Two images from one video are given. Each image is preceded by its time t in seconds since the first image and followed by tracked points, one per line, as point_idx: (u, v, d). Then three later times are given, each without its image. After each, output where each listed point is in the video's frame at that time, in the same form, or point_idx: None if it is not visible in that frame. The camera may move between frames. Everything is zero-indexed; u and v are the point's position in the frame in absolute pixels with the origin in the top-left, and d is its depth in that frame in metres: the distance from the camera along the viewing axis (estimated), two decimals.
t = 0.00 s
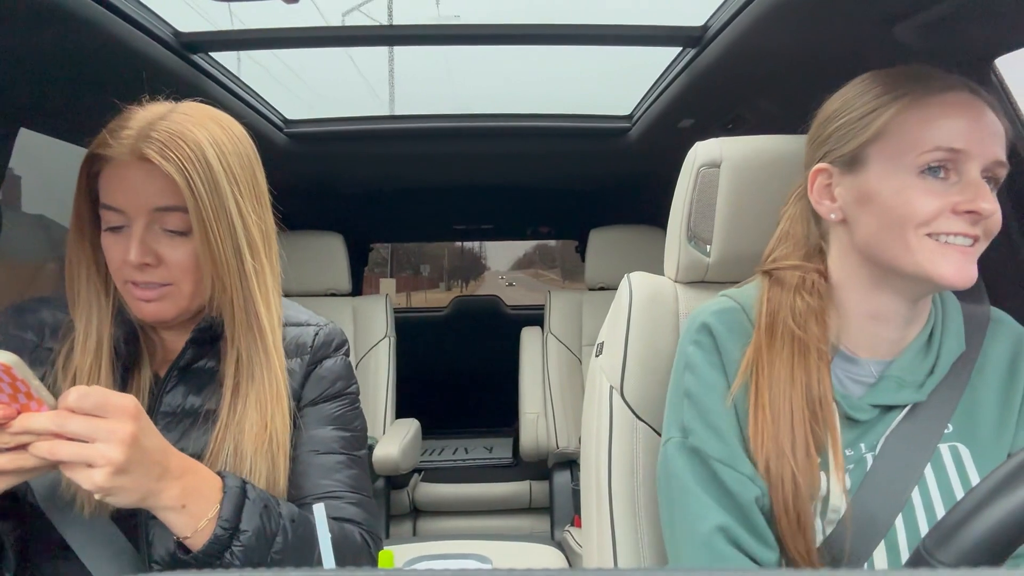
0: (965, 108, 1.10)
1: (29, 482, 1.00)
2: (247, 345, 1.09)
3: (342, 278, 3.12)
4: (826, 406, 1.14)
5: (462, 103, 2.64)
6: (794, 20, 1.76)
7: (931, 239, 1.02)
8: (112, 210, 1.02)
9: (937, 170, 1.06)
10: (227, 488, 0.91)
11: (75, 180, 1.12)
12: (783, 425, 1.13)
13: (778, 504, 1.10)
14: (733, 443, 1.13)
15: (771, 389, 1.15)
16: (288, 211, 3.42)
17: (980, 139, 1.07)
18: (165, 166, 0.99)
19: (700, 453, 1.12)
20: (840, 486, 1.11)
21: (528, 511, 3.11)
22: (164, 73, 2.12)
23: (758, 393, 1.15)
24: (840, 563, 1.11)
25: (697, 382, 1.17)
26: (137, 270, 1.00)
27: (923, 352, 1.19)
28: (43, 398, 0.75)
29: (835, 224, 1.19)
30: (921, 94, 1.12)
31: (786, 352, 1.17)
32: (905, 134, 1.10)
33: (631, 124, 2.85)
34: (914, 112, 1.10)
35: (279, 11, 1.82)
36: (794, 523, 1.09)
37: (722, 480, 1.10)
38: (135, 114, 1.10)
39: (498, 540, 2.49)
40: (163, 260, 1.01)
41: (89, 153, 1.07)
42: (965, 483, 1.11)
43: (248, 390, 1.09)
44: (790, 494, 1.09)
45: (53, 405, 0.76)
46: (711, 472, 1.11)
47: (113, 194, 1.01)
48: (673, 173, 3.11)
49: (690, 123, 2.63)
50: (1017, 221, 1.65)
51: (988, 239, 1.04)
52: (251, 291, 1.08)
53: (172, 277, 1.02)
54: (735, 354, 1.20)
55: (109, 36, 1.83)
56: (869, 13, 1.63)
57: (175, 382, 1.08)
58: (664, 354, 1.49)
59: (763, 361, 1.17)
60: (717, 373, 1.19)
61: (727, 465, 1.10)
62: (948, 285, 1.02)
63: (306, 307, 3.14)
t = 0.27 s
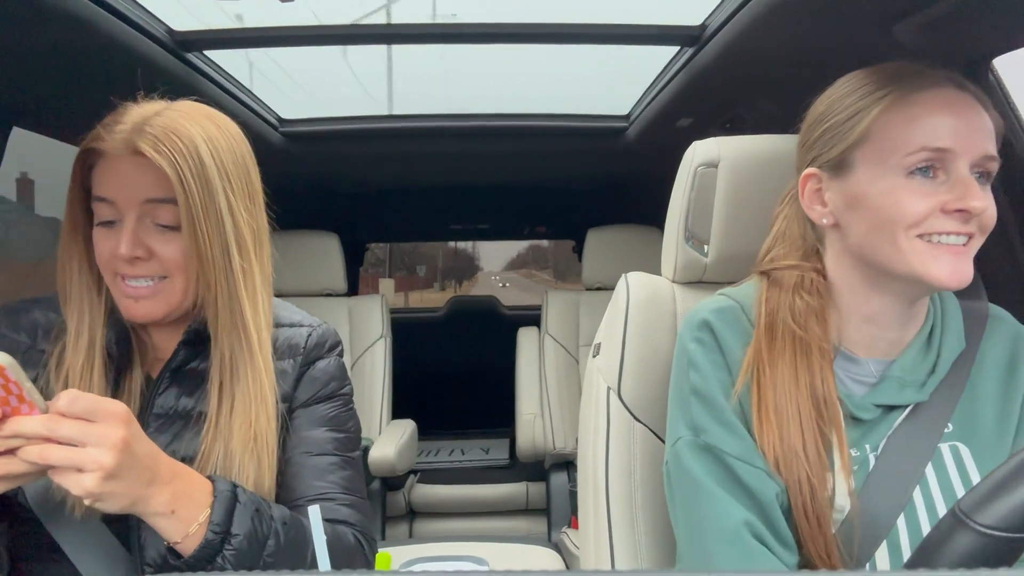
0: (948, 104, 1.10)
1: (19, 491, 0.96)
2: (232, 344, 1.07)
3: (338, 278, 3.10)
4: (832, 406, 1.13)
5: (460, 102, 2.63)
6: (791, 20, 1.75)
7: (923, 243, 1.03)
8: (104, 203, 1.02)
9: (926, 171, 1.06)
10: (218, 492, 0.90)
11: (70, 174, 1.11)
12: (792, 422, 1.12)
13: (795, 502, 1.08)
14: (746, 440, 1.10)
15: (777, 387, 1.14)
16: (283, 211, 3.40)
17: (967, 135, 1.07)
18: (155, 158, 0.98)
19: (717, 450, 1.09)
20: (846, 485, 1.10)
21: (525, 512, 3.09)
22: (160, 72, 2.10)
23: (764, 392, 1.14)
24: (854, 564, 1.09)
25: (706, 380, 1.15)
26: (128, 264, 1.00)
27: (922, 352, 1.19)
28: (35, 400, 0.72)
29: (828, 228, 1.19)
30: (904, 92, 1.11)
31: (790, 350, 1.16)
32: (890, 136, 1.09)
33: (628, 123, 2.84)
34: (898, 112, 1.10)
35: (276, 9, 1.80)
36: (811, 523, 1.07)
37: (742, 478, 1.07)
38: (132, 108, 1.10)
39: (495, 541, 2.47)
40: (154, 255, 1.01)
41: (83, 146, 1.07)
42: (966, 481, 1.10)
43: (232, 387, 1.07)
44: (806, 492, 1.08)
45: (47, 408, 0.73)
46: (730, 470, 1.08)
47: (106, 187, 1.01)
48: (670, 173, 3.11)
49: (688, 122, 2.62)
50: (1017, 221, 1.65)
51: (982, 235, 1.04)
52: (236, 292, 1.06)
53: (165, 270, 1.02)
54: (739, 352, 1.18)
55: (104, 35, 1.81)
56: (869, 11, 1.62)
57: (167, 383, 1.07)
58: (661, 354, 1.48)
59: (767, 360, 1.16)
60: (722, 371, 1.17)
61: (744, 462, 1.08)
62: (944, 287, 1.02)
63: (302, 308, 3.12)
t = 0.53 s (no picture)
0: (930, 98, 1.11)
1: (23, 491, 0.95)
2: (239, 340, 1.07)
3: (338, 279, 3.10)
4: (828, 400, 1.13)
5: (459, 103, 2.63)
6: (789, 20, 1.76)
7: (917, 232, 1.03)
8: (116, 194, 1.02)
9: (914, 162, 1.07)
10: (218, 491, 0.90)
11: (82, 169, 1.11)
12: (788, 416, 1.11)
13: (797, 494, 1.07)
14: (744, 433, 1.10)
15: (772, 381, 1.14)
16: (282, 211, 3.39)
17: (950, 127, 1.09)
18: (171, 151, 0.99)
19: (716, 444, 1.09)
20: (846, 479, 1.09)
21: (524, 512, 3.09)
22: (159, 73, 2.10)
23: (759, 386, 1.14)
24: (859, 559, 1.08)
25: (701, 377, 1.15)
26: (136, 253, 1.00)
27: (913, 343, 1.21)
28: (38, 399, 0.73)
29: (821, 225, 1.18)
30: (888, 87, 1.13)
31: (783, 344, 1.16)
32: (876, 130, 1.10)
33: (627, 123, 2.84)
34: (883, 107, 1.11)
35: (276, 9, 1.80)
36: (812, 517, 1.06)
37: (742, 471, 1.06)
38: (150, 105, 1.10)
39: (495, 541, 2.47)
40: (163, 246, 1.01)
41: (99, 139, 1.07)
42: (967, 471, 1.11)
43: (235, 386, 1.07)
44: (807, 484, 1.07)
45: (48, 406, 0.74)
46: (729, 463, 1.07)
47: (119, 178, 1.01)
48: (669, 173, 3.11)
49: (687, 122, 2.63)
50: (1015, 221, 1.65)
51: (973, 223, 1.05)
52: (246, 288, 1.07)
53: (173, 262, 1.02)
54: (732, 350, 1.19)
55: (105, 36, 1.81)
56: (867, 12, 1.63)
57: (168, 384, 1.07)
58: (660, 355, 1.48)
59: (760, 354, 1.16)
60: (717, 368, 1.17)
61: (743, 456, 1.07)
62: (938, 277, 1.02)
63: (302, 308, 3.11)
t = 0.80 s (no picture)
0: (871, 94, 1.19)
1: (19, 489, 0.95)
2: (233, 339, 1.07)
3: (336, 280, 3.11)
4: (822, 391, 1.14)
5: (458, 105, 2.63)
6: (786, 22, 1.76)
7: (880, 222, 1.08)
8: (110, 196, 1.02)
9: (869, 157, 1.13)
10: (211, 492, 0.89)
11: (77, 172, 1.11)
12: (782, 409, 1.12)
13: (794, 486, 1.07)
14: (738, 427, 1.11)
15: (765, 373, 1.15)
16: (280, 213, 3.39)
17: (899, 120, 1.15)
18: (165, 152, 0.99)
19: (709, 438, 1.10)
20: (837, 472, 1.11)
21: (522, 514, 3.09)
22: (155, 74, 2.09)
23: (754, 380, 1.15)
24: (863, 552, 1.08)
25: (695, 372, 1.17)
26: (131, 255, 0.99)
27: (899, 341, 1.23)
28: (37, 398, 0.73)
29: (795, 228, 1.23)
30: (836, 92, 1.20)
31: (773, 339, 1.18)
32: (829, 132, 1.17)
33: (625, 125, 2.84)
34: (835, 108, 1.18)
35: (275, 10, 1.80)
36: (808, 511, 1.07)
37: (736, 463, 1.07)
38: (141, 108, 1.11)
39: (493, 543, 2.47)
40: (158, 247, 1.00)
41: (93, 143, 1.07)
42: (959, 464, 1.13)
43: (231, 386, 1.07)
44: (802, 476, 1.07)
45: (47, 406, 0.75)
46: (723, 457, 1.09)
47: (113, 181, 1.01)
48: (667, 175, 3.11)
49: (686, 124, 2.63)
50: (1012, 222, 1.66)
51: (933, 206, 1.11)
52: (240, 287, 1.06)
53: (166, 263, 1.02)
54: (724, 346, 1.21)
55: (101, 37, 1.80)
56: (865, 14, 1.63)
57: (165, 384, 1.07)
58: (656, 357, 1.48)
59: (754, 348, 1.17)
60: (710, 365, 1.19)
61: (738, 449, 1.08)
62: (909, 258, 1.08)
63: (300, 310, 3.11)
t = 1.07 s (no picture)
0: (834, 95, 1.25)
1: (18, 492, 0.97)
2: (231, 337, 1.08)
3: (336, 279, 3.11)
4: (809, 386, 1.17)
5: (458, 104, 2.63)
6: (787, 21, 1.76)
7: (854, 212, 1.13)
8: (107, 198, 1.03)
9: (840, 152, 1.18)
10: (205, 495, 0.90)
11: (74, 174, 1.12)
12: (761, 407, 1.15)
13: (767, 482, 1.10)
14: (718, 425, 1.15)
15: (749, 371, 1.19)
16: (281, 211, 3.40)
17: (866, 117, 1.21)
18: (160, 153, 1.00)
19: (687, 436, 1.15)
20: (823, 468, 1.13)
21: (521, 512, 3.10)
22: (157, 73, 2.10)
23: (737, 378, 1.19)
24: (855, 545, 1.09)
25: (679, 371, 1.21)
26: (128, 257, 1.00)
27: (893, 336, 1.25)
28: (38, 403, 0.74)
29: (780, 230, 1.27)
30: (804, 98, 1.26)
31: (757, 338, 1.21)
32: (799, 133, 1.23)
33: (625, 124, 2.84)
34: (804, 111, 1.24)
35: (275, 9, 1.80)
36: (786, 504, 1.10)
37: (711, 461, 1.11)
38: (136, 108, 1.11)
39: (492, 541, 2.48)
40: (155, 247, 1.01)
41: (89, 144, 1.08)
42: (953, 461, 1.14)
43: (229, 384, 1.08)
44: (779, 471, 1.10)
45: (47, 411, 0.75)
46: (700, 454, 1.13)
47: (109, 183, 1.02)
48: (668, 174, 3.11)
49: (685, 124, 2.63)
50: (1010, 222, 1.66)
51: (906, 192, 1.15)
52: (238, 286, 1.08)
53: (165, 264, 1.03)
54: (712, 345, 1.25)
55: (103, 36, 1.81)
56: (864, 14, 1.64)
57: (165, 382, 1.08)
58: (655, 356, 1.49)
59: (739, 347, 1.21)
60: (697, 364, 1.23)
61: (713, 445, 1.13)
62: (888, 242, 1.12)
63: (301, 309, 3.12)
